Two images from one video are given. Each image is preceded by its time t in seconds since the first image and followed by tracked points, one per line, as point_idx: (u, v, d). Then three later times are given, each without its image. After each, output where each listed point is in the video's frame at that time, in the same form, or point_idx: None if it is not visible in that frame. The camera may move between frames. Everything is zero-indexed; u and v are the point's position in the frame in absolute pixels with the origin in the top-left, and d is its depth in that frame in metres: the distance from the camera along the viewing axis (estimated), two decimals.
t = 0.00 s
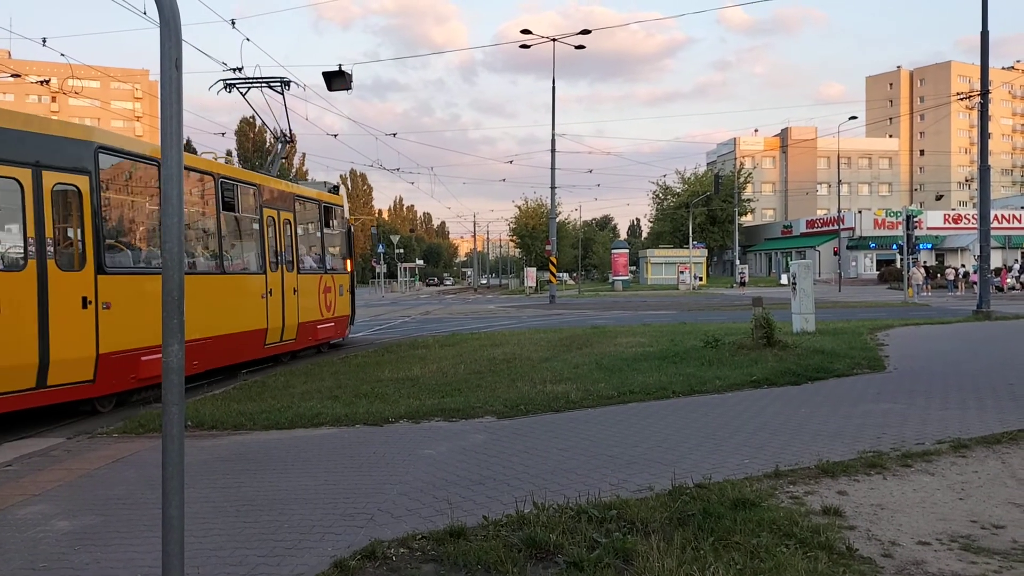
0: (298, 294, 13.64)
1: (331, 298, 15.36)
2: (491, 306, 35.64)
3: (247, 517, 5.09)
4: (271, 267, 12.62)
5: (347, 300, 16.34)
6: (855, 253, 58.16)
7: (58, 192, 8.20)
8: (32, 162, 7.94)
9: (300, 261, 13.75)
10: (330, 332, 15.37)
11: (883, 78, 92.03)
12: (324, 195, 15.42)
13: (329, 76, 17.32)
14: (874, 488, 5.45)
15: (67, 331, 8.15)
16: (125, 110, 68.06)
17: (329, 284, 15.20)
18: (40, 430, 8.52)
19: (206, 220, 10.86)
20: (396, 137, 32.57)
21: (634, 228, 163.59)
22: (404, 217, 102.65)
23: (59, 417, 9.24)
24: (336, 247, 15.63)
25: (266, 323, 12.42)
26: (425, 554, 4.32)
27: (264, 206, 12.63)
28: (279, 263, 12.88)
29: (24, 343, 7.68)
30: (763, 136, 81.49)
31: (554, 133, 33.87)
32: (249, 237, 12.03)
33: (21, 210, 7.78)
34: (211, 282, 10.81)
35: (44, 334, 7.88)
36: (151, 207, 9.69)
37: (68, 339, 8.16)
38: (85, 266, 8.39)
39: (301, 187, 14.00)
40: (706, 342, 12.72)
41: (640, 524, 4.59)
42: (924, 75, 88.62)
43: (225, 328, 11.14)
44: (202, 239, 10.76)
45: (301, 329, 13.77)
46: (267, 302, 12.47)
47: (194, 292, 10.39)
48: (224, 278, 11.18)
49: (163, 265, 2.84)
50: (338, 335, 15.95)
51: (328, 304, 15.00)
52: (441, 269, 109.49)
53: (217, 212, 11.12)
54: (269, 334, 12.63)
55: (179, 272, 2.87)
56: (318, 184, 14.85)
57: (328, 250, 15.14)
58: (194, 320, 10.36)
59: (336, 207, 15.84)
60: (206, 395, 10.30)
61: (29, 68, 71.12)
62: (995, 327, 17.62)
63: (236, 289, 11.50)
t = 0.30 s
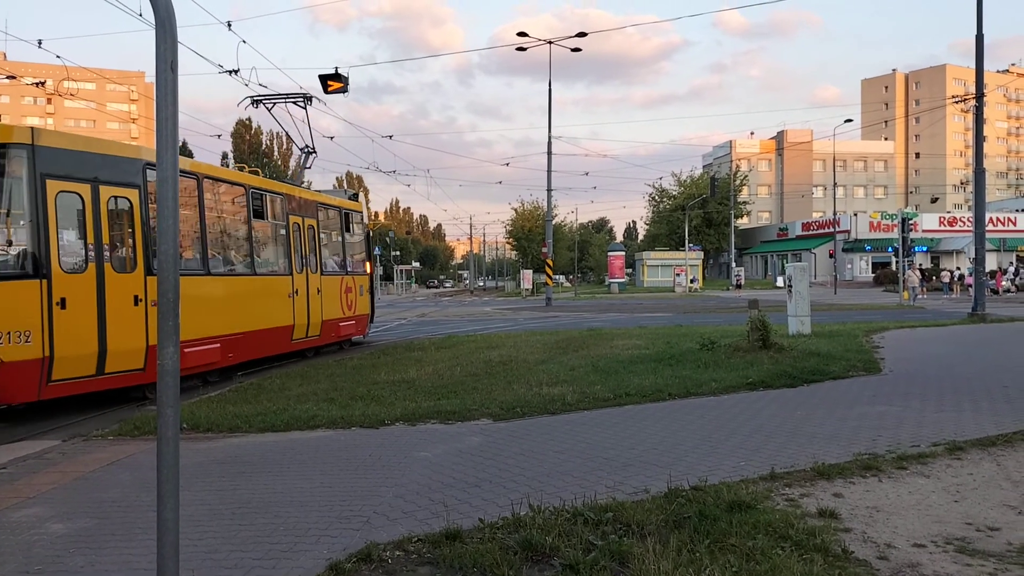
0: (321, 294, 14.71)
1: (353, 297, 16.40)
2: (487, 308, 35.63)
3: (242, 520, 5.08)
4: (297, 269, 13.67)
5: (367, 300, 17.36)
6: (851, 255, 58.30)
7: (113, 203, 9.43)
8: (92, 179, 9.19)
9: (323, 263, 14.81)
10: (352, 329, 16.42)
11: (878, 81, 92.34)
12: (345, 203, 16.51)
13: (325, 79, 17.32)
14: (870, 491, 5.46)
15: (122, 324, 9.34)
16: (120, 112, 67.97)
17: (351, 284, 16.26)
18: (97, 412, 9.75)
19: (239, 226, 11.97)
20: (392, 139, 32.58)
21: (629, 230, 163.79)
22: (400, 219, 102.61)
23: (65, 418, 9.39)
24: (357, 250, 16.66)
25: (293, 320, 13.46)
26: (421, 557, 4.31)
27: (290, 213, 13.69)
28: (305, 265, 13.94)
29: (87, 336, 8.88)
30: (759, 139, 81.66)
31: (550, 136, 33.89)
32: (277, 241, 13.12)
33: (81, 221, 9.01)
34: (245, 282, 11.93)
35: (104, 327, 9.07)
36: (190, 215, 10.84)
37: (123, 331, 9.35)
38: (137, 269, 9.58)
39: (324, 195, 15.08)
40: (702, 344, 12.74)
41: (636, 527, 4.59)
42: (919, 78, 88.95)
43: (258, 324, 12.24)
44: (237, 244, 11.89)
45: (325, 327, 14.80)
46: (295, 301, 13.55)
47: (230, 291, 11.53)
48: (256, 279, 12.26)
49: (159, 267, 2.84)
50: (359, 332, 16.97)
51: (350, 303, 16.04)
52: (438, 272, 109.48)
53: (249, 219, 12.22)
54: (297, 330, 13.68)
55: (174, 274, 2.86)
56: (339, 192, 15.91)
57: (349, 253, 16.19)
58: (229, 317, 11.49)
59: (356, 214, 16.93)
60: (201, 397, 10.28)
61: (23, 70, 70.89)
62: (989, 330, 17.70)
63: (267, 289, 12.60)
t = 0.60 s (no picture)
0: (342, 293, 15.66)
1: (371, 296, 17.35)
2: (481, 308, 35.56)
3: (237, 521, 5.07)
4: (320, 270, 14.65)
5: (385, 299, 18.27)
6: (845, 255, 58.43)
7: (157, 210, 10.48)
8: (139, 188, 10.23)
9: (344, 265, 15.77)
10: (371, 327, 17.35)
11: (872, 82, 92.63)
12: (364, 208, 17.46)
13: (320, 78, 17.29)
14: (864, 490, 5.48)
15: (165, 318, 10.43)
16: (114, 111, 67.66)
17: (370, 284, 17.20)
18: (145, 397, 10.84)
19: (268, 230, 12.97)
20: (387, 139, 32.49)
21: (624, 230, 163.91)
22: (395, 219, 102.45)
23: (61, 417, 9.34)
24: (376, 252, 17.58)
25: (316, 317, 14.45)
26: (415, 557, 4.30)
27: (314, 218, 14.67)
28: (327, 267, 14.91)
29: (137, 327, 9.95)
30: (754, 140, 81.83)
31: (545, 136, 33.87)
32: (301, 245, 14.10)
33: (130, 228, 10.05)
34: (272, 281, 12.92)
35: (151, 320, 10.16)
36: (223, 221, 11.82)
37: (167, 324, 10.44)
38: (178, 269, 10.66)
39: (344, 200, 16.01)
40: (697, 344, 12.76)
41: (630, 527, 4.59)
42: (913, 79, 89.23)
43: (285, 320, 13.24)
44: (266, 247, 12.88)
45: (346, 324, 15.77)
46: (319, 299, 14.54)
47: (260, 289, 12.53)
48: (283, 280, 13.26)
49: (151, 269, 2.81)
50: (378, 329, 17.92)
51: (369, 302, 16.99)
52: (433, 272, 109.38)
53: (276, 223, 13.22)
54: (320, 327, 14.68)
55: (166, 274, 2.84)
56: (358, 197, 16.83)
57: (368, 255, 17.14)
58: (259, 313, 12.50)
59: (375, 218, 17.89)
60: (195, 398, 10.23)
61: (15, 69, 70.48)
62: (983, 330, 17.74)
63: (292, 288, 13.59)
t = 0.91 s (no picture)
0: (362, 292, 16.70)
1: (389, 295, 18.37)
2: (476, 308, 35.51)
3: (232, 520, 5.06)
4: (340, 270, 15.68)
5: (402, 298, 19.27)
6: (840, 255, 58.56)
7: (198, 216, 11.57)
8: (183, 196, 11.36)
9: (363, 265, 16.83)
10: (388, 323, 18.35)
11: (867, 81, 92.85)
12: (383, 211, 18.46)
13: (315, 77, 17.25)
14: (859, 489, 5.49)
15: (203, 313, 11.52)
16: (108, 110, 67.31)
17: (388, 284, 18.22)
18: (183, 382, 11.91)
19: (295, 234, 14.06)
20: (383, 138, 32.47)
21: (620, 229, 164.05)
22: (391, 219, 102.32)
23: (56, 415, 9.29)
24: (393, 253, 18.56)
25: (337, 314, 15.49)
26: (410, 556, 4.30)
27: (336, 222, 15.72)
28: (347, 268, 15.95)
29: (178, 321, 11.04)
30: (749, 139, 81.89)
31: (541, 136, 33.82)
32: (323, 247, 15.15)
33: (175, 232, 11.18)
34: (298, 281, 14.00)
35: (190, 315, 11.26)
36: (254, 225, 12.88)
37: (204, 318, 11.53)
38: (215, 269, 11.75)
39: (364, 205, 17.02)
40: (692, 343, 12.76)
41: (626, 525, 4.60)
42: (908, 78, 89.46)
43: (309, 316, 14.31)
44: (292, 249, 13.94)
45: (365, 321, 16.80)
46: (340, 297, 15.64)
47: (287, 288, 13.62)
48: (308, 280, 14.32)
49: (145, 265, 2.81)
50: (395, 326, 18.93)
51: (387, 300, 18.01)
52: (429, 272, 109.23)
53: (301, 227, 14.26)
54: (342, 323, 15.74)
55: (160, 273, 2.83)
56: (376, 201, 17.82)
57: (387, 257, 18.19)
58: (287, 309, 13.59)
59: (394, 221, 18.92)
60: (189, 397, 10.19)
61: (9, 67, 70.13)
62: (978, 330, 17.72)
63: (317, 286, 14.68)
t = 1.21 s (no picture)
0: (380, 290, 17.71)
1: (407, 294, 19.35)
2: (471, 307, 35.51)
3: (226, 520, 5.04)
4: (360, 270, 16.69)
5: (419, 296, 20.20)
6: (834, 254, 58.71)
7: (229, 221, 12.86)
8: (217, 203, 12.65)
9: (382, 265, 17.78)
10: (404, 320, 19.22)
11: (861, 81, 93.13)
12: (403, 215, 19.37)
13: (309, 75, 17.21)
14: (853, 487, 5.50)
15: (233, 309, 12.84)
16: (101, 109, 66.97)
17: (405, 283, 19.19)
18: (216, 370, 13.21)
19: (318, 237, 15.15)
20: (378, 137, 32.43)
21: (615, 229, 164.20)
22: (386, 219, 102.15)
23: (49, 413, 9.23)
24: (411, 254, 19.47)
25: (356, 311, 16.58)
26: (404, 556, 4.29)
27: (357, 225, 16.72)
28: (366, 269, 16.96)
29: (211, 316, 12.38)
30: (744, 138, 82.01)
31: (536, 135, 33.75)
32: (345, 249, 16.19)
33: (209, 236, 12.44)
34: (319, 280, 15.08)
35: (222, 310, 12.57)
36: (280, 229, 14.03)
37: (234, 313, 12.85)
38: (244, 269, 13.03)
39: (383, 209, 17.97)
40: (686, 342, 12.78)
41: (620, 524, 4.60)
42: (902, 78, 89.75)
43: (329, 312, 15.45)
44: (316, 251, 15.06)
45: (382, 318, 17.81)
46: (359, 295, 16.66)
47: (309, 286, 14.73)
48: (328, 279, 15.42)
49: (136, 265, 2.80)
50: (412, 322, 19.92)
51: (404, 299, 18.96)
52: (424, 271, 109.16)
53: (324, 230, 15.33)
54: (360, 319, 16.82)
55: (151, 273, 2.82)
56: (396, 205, 18.70)
57: (406, 257, 19.16)
58: (310, 306, 14.77)
59: (413, 223, 19.85)
60: (183, 397, 10.15)
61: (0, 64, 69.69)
62: (971, 328, 17.76)
63: (337, 285, 15.78)
